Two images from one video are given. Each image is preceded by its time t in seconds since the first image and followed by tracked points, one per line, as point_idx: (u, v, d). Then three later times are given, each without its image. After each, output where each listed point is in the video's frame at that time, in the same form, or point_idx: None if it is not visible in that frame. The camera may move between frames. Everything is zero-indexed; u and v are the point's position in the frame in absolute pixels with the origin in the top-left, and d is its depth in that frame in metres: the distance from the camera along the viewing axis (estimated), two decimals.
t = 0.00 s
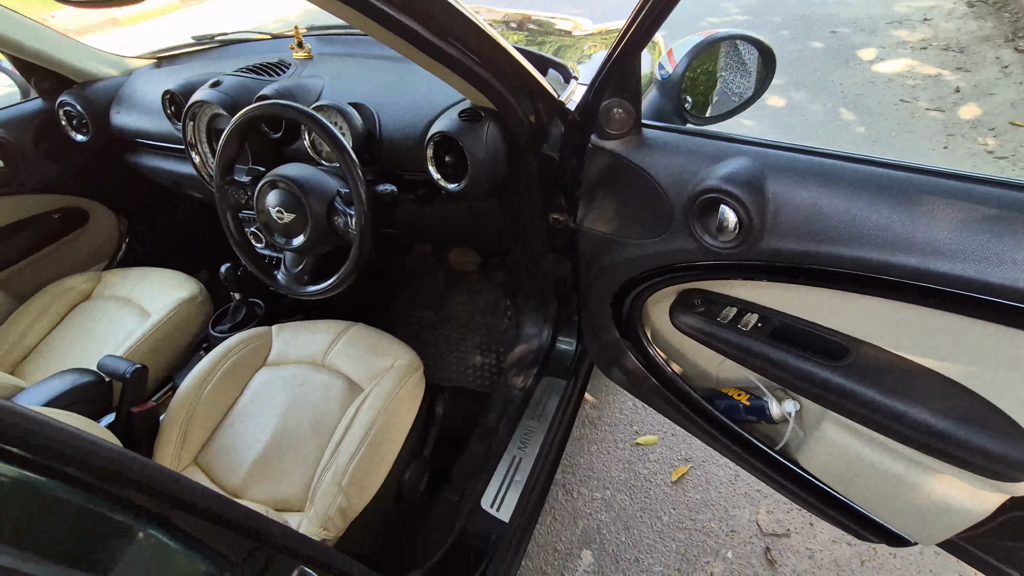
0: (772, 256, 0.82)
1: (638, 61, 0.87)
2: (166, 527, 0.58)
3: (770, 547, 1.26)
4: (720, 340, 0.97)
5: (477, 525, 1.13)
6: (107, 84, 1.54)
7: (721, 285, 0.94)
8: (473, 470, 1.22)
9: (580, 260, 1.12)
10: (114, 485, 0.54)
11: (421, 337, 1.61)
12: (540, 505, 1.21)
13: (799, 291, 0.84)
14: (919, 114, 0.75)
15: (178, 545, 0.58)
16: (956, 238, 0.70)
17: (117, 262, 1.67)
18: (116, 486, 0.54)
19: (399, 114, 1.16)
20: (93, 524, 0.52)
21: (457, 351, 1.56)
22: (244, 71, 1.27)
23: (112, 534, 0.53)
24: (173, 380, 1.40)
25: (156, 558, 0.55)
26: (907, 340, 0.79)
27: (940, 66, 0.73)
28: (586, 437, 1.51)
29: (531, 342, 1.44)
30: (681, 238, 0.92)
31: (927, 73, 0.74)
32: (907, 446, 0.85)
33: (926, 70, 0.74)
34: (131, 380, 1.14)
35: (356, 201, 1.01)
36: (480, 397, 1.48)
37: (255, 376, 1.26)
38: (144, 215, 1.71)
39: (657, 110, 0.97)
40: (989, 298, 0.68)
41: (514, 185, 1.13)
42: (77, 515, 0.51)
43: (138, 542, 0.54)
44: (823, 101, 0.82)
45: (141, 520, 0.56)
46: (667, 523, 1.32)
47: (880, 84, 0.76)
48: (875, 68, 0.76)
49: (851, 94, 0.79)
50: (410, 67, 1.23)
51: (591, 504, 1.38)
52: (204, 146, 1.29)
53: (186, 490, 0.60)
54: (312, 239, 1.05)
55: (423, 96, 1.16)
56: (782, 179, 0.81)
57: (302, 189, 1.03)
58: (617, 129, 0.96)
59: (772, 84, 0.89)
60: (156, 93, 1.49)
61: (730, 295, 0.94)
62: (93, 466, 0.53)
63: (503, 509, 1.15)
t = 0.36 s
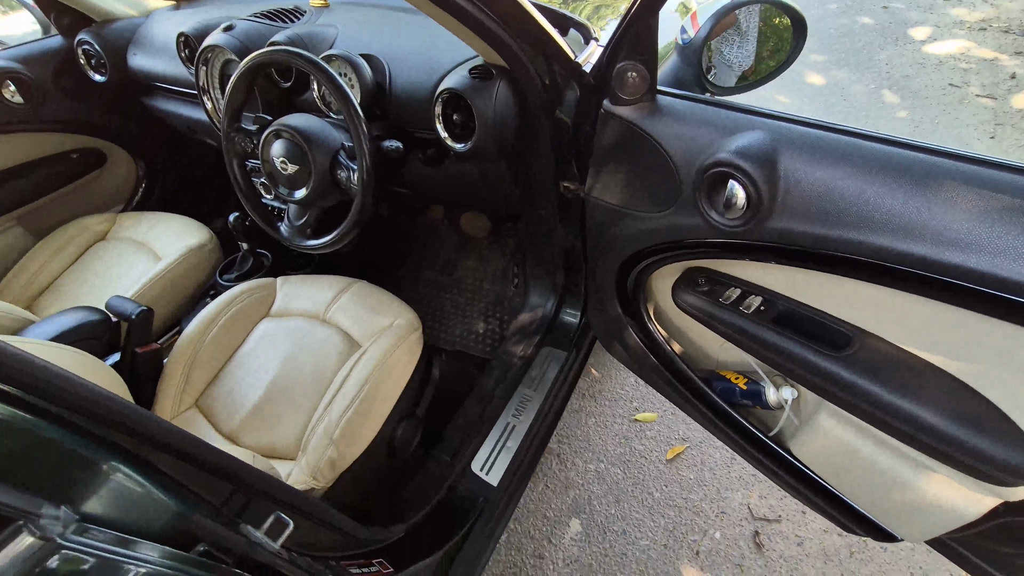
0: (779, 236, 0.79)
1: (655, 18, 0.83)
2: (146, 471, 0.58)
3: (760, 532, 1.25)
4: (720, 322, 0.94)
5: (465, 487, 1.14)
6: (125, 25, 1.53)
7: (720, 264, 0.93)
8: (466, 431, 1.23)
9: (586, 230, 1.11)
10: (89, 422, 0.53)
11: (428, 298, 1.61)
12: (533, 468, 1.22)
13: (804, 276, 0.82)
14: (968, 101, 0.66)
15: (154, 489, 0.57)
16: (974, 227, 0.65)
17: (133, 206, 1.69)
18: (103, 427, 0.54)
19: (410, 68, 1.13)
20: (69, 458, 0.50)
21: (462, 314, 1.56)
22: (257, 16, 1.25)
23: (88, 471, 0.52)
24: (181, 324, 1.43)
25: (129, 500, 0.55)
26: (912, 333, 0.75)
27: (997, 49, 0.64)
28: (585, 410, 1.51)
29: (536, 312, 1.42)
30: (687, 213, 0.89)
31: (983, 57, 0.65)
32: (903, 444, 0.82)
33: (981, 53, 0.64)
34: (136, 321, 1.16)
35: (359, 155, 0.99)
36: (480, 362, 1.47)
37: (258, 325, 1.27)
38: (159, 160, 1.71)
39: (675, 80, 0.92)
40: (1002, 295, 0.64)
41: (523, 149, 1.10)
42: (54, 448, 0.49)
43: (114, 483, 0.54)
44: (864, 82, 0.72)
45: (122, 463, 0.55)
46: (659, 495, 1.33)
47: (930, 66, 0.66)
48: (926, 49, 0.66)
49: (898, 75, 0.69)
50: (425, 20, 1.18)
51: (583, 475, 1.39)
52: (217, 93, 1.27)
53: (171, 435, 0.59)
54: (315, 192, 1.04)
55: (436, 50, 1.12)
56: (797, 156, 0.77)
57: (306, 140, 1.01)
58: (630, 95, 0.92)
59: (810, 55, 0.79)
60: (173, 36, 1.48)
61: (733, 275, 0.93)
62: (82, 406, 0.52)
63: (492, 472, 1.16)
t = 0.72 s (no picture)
0: (777, 215, 0.77)
1: None
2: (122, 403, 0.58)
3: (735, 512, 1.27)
4: (709, 300, 0.93)
5: (447, 445, 1.15)
6: None
7: (720, 241, 0.91)
8: (453, 389, 1.24)
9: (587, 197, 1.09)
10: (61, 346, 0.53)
11: (427, 256, 1.60)
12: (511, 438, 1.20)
13: (799, 259, 0.81)
14: (1001, 94, 0.72)
15: (124, 419, 0.57)
16: (978, 219, 0.63)
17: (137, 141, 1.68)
18: (77, 356, 0.54)
19: (418, 17, 1.09)
20: (33, 376, 0.51)
21: (459, 275, 1.55)
22: None
23: (52, 392, 0.52)
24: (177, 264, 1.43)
25: (97, 427, 0.55)
26: (904, 325, 0.74)
27: None
28: (574, 379, 1.51)
29: (531, 278, 1.40)
30: (687, 185, 0.87)
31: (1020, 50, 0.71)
32: (883, 436, 0.82)
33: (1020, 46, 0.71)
34: (130, 257, 1.15)
35: (358, 102, 0.97)
36: (473, 324, 1.47)
37: (252, 270, 1.26)
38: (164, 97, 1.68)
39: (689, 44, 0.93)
40: (998, 291, 0.62)
41: (528, 109, 1.08)
42: (19, 366, 0.50)
43: (79, 407, 0.54)
44: (897, 67, 0.76)
45: (97, 392, 0.56)
46: (642, 476, 1.26)
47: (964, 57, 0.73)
48: (966, 37, 0.73)
49: (932, 64, 0.75)
50: None
51: (567, 443, 1.40)
52: (221, 29, 1.25)
53: (152, 371, 0.59)
54: (313, 138, 1.03)
55: None
56: (803, 133, 0.74)
57: (306, 83, 0.99)
58: (639, 58, 0.89)
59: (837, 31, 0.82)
60: None
61: (730, 254, 0.90)
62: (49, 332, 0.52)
63: (475, 432, 1.17)
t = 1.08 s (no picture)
0: (797, 201, 0.76)
1: None
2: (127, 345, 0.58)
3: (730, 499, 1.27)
4: (719, 285, 0.92)
5: (447, 416, 1.15)
6: None
7: (732, 225, 0.89)
8: (456, 361, 1.25)
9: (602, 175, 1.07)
10: (65, 282, 0.54)
11: (436, 228, 1.59)
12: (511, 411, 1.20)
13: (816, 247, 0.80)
14: None
15: (130, 364, 0.57)
16: (1005, 213, 0.62)
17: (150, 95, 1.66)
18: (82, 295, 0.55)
19: None
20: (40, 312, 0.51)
21: (467, 249, 1.54)
22: None
23: (57, 328, 0.52)
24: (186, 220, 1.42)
25: (102, 370, 0.54)
26: (919, 320, 0.73)
27: None
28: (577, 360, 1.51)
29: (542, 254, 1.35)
30: (707, 167, 0.86)
31: None
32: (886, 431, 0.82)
33: None
34: (140, 210, 1.14)
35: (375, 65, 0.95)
36: (479, 298, 1.46)
37: (261, 231, 1.25)
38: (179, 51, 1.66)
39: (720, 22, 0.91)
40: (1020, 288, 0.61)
41: (548, 82, 1.06)
42: (26, 300, 0.50)
43: (86, 347, 0.53)
44: (925, 65, 0.80)
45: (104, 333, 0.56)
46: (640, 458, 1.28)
47: (994, 57, 0.79)
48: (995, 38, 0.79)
49: (960, 61, 0.80)
50: None
51: (566, 422, 1.40)
52: None
53: (152, 313, 0.60)
54: (328, 98, 1.02)
55: None
56: (831, 117, 0.73)
57: (324, 41, 0.98)
58: (668, 33, 0.88)
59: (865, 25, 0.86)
60: None
61: (744, 239, 0.90)
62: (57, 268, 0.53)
63: (475, 405, 1.17)
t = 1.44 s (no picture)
0: (793, 198, 0.76)
1: None
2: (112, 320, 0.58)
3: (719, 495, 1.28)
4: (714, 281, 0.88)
5: (439, 404, 1.15)
6: None
7: (731, 220, 0.90)
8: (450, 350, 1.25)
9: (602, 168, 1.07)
10: (51, 256, 0.54)
11: (435, 216, 1.59)
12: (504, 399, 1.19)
13: (812, 245, 0.80)
14: None
15: (116, 340, 0.57)
16: (999, 217, 0.62)
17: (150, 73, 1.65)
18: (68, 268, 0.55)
19: None
20: (26, 284, 0.50)
21: (465, 238, 1.54)
22: None
23: (42, 301, 0.51)
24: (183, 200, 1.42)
25: (88, 345, 0.54)
26: (912, 321, 0.73)
27: None
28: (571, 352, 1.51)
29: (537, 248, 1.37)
30: (705, 162, 0.86)
31: None
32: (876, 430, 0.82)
33: None
34: (136, 188, 1.14)
35: (375, 48, 0.95)
36: (475, 288, 1.46)
37: (258, 212, 1.25)
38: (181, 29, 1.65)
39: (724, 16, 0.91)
40: (1010, 292, 0.61)
41: (550, 72, 1.05)
42: (15, 272, 0.50)
43: (72, 321, 0.53)
44: (933, 67, 0.79)
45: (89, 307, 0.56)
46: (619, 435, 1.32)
47: (1003, 62, 0.77)
48: (1006, 41, 0.77)
49: (968, 65, 0.79)
50: None
51: (558, 414, 1.41)
52: None
53: (138, 288, 0.60)
54: (327, 80, 1.01)
55: None
56: (830, 114, 0.72)
57: (323, 22, 0.97)
58: (670, 25, 0.86)
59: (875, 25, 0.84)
60: None
61: (743, 237, 0.89)
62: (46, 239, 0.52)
63: (467, 394, 1.17)
